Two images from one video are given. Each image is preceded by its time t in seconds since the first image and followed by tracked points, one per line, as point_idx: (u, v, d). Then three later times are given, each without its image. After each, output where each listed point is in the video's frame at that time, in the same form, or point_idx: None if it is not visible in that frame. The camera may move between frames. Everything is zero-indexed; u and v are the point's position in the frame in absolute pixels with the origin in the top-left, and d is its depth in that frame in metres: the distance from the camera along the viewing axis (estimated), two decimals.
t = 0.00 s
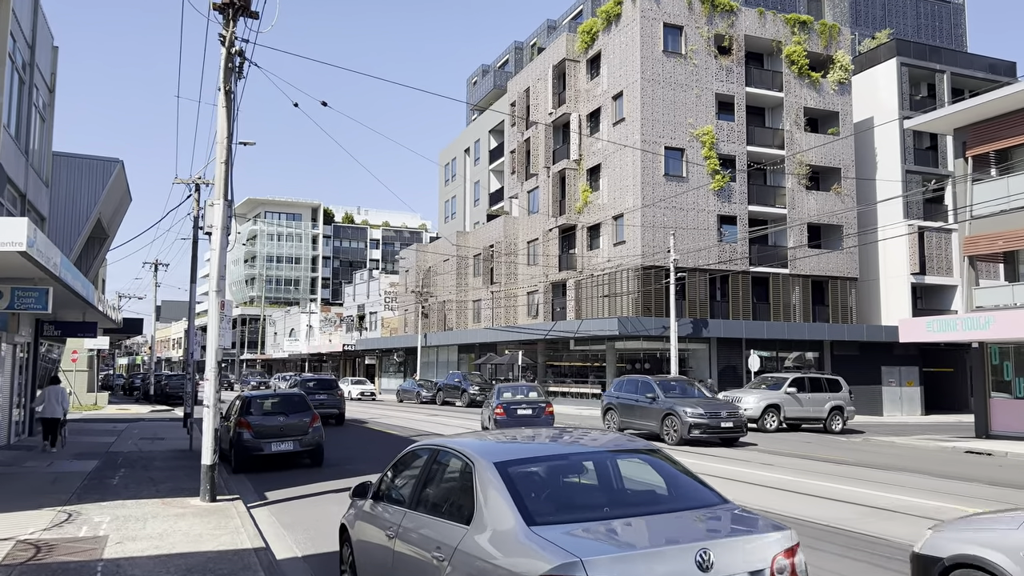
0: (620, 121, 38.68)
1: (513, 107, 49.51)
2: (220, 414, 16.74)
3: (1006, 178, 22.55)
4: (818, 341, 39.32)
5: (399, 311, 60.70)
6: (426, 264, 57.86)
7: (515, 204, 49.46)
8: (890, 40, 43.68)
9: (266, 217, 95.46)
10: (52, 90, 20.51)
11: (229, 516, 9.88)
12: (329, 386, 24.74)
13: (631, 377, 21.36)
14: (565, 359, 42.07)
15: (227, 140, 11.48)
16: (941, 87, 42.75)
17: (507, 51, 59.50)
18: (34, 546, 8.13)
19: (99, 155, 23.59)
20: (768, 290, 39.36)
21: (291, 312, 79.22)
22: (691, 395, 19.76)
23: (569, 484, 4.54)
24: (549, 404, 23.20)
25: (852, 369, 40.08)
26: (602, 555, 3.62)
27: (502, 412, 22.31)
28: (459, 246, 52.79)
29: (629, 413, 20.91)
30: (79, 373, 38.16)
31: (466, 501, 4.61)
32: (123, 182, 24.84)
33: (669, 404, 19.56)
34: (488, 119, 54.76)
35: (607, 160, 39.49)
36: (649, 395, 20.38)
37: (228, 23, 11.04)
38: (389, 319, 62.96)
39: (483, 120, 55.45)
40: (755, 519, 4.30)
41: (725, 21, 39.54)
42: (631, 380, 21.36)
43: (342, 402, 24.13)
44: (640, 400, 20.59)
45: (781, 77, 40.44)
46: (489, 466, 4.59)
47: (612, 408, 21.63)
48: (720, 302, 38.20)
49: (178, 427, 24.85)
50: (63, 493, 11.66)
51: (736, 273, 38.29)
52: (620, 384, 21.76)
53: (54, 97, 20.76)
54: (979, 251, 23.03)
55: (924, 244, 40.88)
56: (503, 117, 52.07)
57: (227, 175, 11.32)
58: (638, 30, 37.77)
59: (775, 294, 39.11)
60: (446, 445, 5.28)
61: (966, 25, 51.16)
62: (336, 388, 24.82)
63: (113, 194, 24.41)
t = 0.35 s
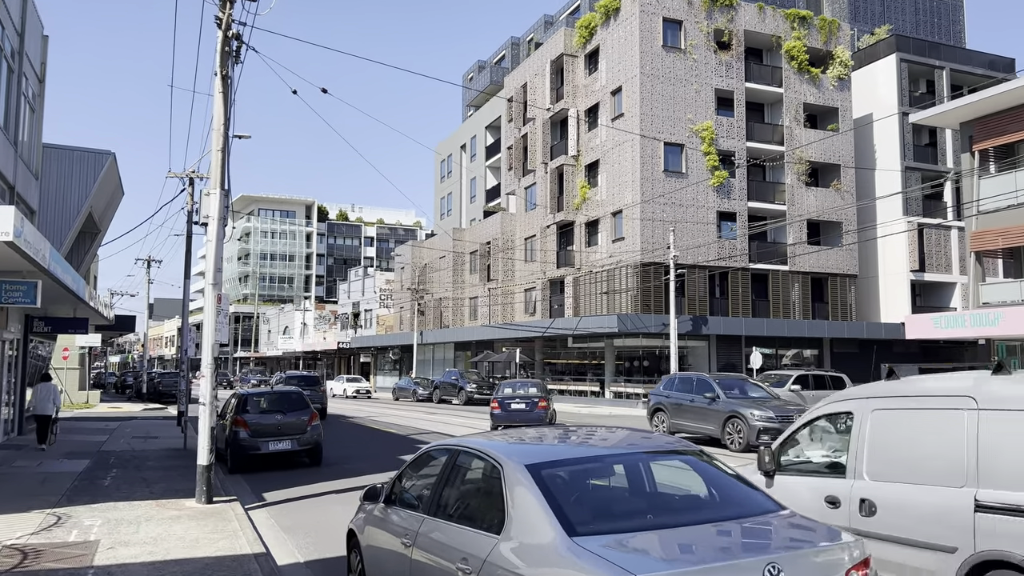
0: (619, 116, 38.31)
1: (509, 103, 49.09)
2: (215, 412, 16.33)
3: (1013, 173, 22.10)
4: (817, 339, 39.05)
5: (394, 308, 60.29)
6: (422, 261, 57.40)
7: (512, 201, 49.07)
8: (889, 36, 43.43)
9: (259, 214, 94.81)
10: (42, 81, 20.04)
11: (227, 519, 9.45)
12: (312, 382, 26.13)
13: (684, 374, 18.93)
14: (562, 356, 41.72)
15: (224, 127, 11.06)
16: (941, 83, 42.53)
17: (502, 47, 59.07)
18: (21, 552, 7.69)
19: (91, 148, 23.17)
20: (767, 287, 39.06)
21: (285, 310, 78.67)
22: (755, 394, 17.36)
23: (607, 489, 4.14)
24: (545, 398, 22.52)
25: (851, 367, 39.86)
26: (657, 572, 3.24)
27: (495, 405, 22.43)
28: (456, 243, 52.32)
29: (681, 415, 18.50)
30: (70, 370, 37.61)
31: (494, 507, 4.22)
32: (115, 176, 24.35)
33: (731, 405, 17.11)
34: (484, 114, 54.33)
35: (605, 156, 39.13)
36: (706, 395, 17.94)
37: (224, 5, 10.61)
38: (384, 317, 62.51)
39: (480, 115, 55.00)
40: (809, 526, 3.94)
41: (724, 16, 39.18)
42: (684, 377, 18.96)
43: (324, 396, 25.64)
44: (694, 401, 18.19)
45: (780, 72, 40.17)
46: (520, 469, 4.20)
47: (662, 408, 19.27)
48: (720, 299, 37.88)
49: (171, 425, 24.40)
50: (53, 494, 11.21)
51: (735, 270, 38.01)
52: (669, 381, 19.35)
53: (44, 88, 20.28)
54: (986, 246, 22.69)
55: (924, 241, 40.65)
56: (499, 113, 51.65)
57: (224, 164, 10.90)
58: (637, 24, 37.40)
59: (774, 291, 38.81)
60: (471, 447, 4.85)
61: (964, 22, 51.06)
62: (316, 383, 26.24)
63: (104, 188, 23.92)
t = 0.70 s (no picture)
0: (608, 108, 37.92)
1: (497, 95, 48.61)
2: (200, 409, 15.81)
3: (1008, 167, 22.05)
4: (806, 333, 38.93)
5: (380, 303, 59.71)
6: (408, 255, 56.85)
7: (499, 194, 48.63)
8: (879, 29, 43.32)
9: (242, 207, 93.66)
10: (18, 66, 19.38)
11: (212, 524, 8.97)
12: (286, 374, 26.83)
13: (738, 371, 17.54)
14: (551, 351, 41.40)
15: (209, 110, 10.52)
16: (930, 78, 42.53)
17: (490, 39, 58.54)
18: None
19: (70, 136, 22.55)
20: (757, 281, 38.88)
21: (268, 304, 77.83)
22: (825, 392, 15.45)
23: (640, 498, 3.72)
24: (539, 393, 22.20)
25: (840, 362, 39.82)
26: None
27: (492, 399, 22.11)
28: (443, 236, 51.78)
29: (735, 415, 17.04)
30: (49, 365, 36.81)
31: (515, 520, 3.78)
32: (94, 167, 23.67)
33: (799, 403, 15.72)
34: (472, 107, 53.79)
35: (595, 149, 38.74)
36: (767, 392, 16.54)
37: None
38: (369, 311, 61.90)
39: (467, 108, 54.46)
40: (865, 541, 3.55)
41: (715, 8, 38.89)
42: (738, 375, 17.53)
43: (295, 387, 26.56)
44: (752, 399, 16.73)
45: (770, 65, 39.94)
46: (543, 477, 3.76)
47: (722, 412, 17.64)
48: (709, 294, 37.67)
49: (153, 422, 23.78)
50: (28, 497, 10.67)
51: (726, 264, 37.77)
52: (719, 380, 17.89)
53: (20, 74, 19.60)
54: (980, 241, 22.50)
55: (912, 236, 40.64)
56: (487, 105, 51.17)
57: (208, 150, 10.37)
58: (627, 16, 37.01)
59: (764, 286, 38.64)
60: (484, 452, 4.41)
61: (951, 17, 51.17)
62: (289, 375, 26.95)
63: (83, 179, 23.25)
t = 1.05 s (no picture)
0: (601, 97, 37.50)
1: (488, 84, 48.09)
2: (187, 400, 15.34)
3: (1008, 155, 21.70)
4: (798, 325, 38.80)
5: (369, 294, 59.22)
6: (397, 247, 56.29)
7: (490, 184, 48.22)
8: (872, 19, 43.11)
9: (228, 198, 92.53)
10: None
11: (200, 521, 8.54)
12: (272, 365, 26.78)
13: (810, 364, 15.02)
14: (542, 343, 41.02)
15: (195, 87, 9.98)
16: (922, 69, 42.43)
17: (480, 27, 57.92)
18: None
19: (50, 120, 21.98)
20: (749, 272, 38.68)
21: (255, 296, 77.10)
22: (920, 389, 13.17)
23: (681, 497, 3.34)
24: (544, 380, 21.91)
25: (831, 353, 39.73)
26: None
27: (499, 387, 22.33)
28: (432, 227, 51.27)
29: (809, 415, 14.51)
30: (31, 357, 36.12)
31: (544, 523, 3.38)
32: (76, 152, 23.06)
33: (888, 400, 13.14)
34: (462, 96, 53.24)
35: (587, 138, 38.35)
36: (847, 387, 14.00)
37: None
38: (358, 303, 61.38)
39: (457, 97, 53.91)
40: (932, 547, 3.18)
41: None
42: (811, 367, 14.98)
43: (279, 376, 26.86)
44: (831, 396, 14.19)
45: (763, 55, 39.63)
46: (576, 475, 3.36)
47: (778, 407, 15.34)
48: (702, 285, 37.39)
49: (138, 415, 23.27)
50: (7, 493, 10.19)
51: (718, 255, 37.52)
52: (788, 374, 15.36)
53: None
54: (979, 230, 22.25)
55: (904, 227, 40.53)
56: (477, 95, 50.66)
57: (194, 130, 9.85)
58: (620, 4, 36.56)
59: (756, 277, 38.43)
60: (502, 446, 4.02)
61: (943, 9, 51.09)
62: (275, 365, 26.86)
63: (64, 164, 22.64)
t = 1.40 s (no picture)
0: (599, 91, 37.08)
1: (484, 78, 47.62)
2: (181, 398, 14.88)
3: (1014, 149, 21.39)
4: (797, 321, 38.52)
5: (363, 291, 58.75)
6: (392, 242, 55.82)
7: (486, 179, 47.77)
8: (871, 14, 42.82)
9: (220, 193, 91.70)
10: None
11: (195, 526, 8.11)
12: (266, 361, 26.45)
13: (914, 361, 12.95)
14: (539, 339, 40.67)
15: (190, 70, 9.53)
16: (921, 64, 42.23)
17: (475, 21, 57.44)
18: None
19: (41, 111, 21.47)
20: (748, 268, 38.37)
21: (248, 292, 76.51)
22: None
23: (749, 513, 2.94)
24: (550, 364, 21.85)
25: (830, 350, 39.47)
26: None
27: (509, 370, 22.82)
28: (428, 222, 50.77)
29: (916, 421, 12.52)
30: (21, 354, 35.53)
31: (595, 539, 2.98)
32: (65, 143, 22.55)
33: None
34: (457, 90, 52.76)
35: (585, 132, 37.95)
36: (967, 387, 11.97)
37: None
38: (352, 299, 60.87)
39: (452, 91, 53.42)
40: None
41: None
42: (918, 365, 12.87)
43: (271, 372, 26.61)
44: (948, 399, 12.15)
45: (762, 49, 39.28)
46: (630, 485, 2.97)
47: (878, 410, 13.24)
48: (701, 281, 37.07)
49: (129, 413, 22.80)
50: None
51: (717, 250, 37.20)
52: (886, 372, 13.30)
53: None
54: (985, 225, 21.96)
55: (903, 223, 40.33)
56: (473, 89, 50.19)
57: (188, 115, 9.40)
58: None
59: (755, 272, 38.17)
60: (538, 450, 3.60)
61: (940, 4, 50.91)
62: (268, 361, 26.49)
63: (53, 156, 22.13)
